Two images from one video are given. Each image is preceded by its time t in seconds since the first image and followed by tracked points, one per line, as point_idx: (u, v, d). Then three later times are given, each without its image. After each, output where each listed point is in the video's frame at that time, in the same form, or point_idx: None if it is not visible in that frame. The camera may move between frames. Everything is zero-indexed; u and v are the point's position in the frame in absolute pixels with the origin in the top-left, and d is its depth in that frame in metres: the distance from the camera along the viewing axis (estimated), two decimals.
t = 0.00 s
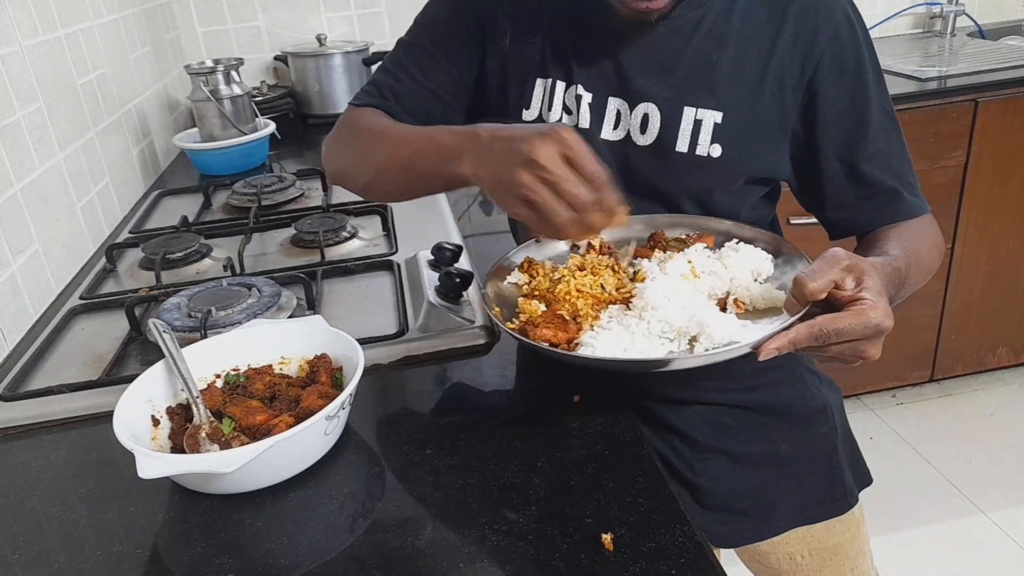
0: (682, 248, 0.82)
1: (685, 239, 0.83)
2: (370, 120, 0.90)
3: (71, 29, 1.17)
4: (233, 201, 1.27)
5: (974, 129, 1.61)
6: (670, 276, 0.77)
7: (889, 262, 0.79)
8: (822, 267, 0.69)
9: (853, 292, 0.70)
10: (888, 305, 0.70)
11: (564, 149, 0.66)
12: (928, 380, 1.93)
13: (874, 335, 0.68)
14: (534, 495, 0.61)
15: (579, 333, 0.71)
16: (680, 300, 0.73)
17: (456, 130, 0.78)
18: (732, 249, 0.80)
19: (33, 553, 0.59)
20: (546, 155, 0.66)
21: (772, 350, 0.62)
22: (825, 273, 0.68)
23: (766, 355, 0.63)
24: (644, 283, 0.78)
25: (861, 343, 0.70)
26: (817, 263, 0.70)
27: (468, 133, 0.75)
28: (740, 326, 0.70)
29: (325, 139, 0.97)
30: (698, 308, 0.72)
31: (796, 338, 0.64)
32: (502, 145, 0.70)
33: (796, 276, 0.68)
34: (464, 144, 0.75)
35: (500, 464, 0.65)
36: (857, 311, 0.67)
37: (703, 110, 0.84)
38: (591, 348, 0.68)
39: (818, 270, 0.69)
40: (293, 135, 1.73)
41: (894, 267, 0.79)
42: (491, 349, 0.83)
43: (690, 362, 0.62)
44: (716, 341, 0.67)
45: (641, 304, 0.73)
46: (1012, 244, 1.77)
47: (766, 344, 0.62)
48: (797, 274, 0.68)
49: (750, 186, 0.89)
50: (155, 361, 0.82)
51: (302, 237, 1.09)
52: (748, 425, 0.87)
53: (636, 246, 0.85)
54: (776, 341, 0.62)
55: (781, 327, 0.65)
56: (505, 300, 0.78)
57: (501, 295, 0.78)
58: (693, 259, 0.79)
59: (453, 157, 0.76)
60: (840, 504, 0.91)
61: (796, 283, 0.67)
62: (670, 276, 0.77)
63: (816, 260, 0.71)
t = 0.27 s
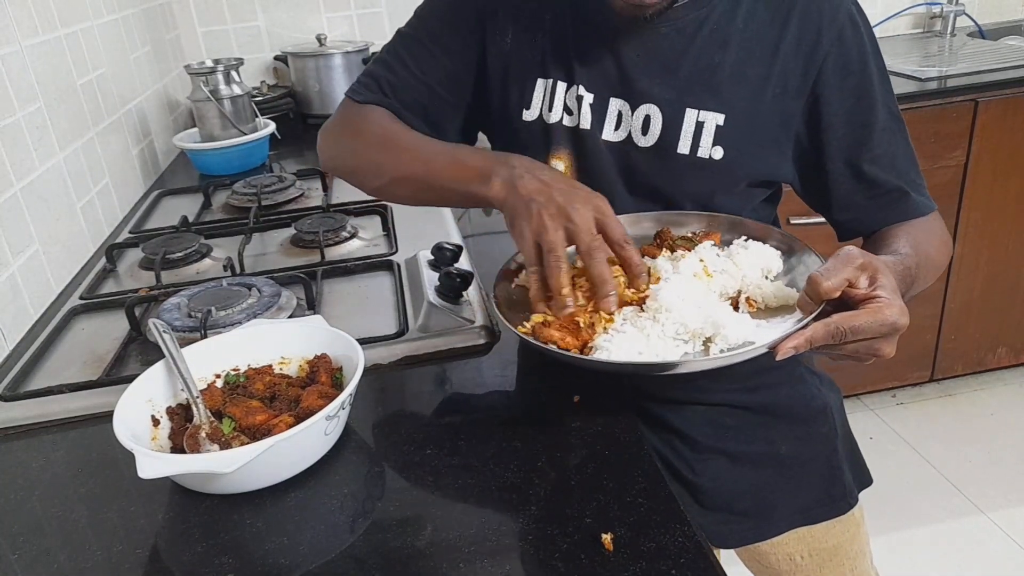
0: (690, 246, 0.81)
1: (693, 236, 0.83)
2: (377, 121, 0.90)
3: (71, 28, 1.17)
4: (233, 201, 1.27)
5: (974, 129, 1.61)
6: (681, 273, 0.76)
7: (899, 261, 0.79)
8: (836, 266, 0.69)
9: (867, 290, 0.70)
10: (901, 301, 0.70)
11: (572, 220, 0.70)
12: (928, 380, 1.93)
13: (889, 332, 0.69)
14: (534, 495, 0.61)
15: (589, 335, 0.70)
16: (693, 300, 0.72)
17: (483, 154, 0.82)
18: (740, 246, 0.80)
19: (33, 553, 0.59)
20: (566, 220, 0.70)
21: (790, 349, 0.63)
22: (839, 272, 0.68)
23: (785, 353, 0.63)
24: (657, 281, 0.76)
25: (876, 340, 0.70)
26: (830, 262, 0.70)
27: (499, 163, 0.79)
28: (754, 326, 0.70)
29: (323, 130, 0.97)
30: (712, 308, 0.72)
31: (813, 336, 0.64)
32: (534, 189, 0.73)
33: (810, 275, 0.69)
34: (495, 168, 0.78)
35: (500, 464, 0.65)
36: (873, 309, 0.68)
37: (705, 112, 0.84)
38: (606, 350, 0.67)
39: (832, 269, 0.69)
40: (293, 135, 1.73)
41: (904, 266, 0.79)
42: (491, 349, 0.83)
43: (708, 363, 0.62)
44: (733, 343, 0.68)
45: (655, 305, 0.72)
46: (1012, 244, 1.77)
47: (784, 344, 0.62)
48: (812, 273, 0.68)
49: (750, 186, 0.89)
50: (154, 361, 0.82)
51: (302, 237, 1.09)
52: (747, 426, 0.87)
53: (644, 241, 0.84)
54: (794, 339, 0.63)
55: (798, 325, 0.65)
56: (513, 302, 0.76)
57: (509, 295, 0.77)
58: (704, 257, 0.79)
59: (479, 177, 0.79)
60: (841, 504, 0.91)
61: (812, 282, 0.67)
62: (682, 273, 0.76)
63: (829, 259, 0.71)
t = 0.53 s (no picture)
0: (695, 247, 0.82)
1: (698, 239, 0.83)
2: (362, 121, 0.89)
3: (71, 29, 1.17)
4: (233, 201, 1.27)
5: (974, 129, 1.61)
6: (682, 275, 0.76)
7: (898, 271, 0.79)
8: (832, 278, 0.69)
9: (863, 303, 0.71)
10: (896, 316, 0.70)
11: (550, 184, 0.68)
12: (928, 380, 1.93)
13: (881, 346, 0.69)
14: (534, 495, 0.61)
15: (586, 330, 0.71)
16: (692, 303, 0.72)
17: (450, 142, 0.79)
18: (746, 252, 0.80)
19: (33, 553, 0.59)
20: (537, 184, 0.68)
21: (781, 358, 0.63)
22: (835, 284, 0.69)
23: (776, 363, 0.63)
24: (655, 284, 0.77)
25: (869, 353, 0.70)
26: (828, 275, 0.70)
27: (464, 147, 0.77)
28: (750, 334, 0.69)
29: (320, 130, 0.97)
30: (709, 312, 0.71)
31: (806, 347, 0.64)
32: (503, 165, 0.70)
33: (807, 287, 0.69)
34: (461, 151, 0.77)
35: (500, 464, 0.65)
36: (866, 322, 0.68)
37: (707, 114, 0.84)
38: (602, 348, 0.67)
39: (829, 281, 0.69)
40: (293, 135, 1.73)
41: (903, 276, 0.79)
42: (491, 349, 0.83)
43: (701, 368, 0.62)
44: (726, 347, 0.67)
45: (653, 306, 0.73)
46: (1012, 245, 1.77)
47: (774, 352, 0.62)
48: (809, 286, 0.68)
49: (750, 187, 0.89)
50: (154, 361, 0.82)
51: (302, 237, 1.09)
52: (748, 426, 0.87)
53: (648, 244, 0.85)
54: (786, 349, 0.63)
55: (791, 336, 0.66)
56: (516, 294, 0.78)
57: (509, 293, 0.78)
58: (707, 264, 0.79)
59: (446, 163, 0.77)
60: (841, 504, 0.91)
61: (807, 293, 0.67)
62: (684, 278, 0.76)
63: (827, 270, 0.71)
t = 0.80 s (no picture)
0: (692, 248, 0.82)
1: (696, 240, 0.83)
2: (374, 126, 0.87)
3: (71, 29, 1.17)
4: (233, 201, 1.27)
5: (973, 130, 1.61)
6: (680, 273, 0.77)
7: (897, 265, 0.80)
8: (830, 270, 0.70)
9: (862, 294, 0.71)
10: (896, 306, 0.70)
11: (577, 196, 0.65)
12: (928, 380, 1.93)
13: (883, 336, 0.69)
14: (535, 495, 0.61)
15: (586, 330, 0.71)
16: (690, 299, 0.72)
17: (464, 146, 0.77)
18: (742, 249, 0.80)
19: (33, 553, 0.59)
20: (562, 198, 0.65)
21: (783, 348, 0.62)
22: (834, 275, 0.69)
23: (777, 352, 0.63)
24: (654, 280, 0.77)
25: (870, 343, 0.70)
26: (826, 267, 0.71)
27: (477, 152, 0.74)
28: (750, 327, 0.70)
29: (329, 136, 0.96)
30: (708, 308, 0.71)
31: (807, 337, 0.64)
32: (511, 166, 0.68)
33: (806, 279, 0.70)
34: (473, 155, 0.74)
35: (500, 464, 0.65)
36: (867, 311, 0.68)
37: (711, 113, 0.84)
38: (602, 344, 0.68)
39: (827, 273, 0.70)
40: (293, 135, 1.73)
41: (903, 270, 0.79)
42: (491, 349, 0.83)
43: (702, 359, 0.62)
44: (727, 340, 0.67)
45: (652, 302, 0.73)
46: (1013, 245, 1.77)
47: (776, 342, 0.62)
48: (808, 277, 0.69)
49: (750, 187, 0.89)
50: (154, 361, 0.82)
51: (302, 236, 1.09)
52: (747, 426, 0.87)
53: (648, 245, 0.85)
54: (787, 338, 0.62)
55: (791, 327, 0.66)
56: (513, 298, 0.78)
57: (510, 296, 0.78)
58: (705, 261, 0.79)
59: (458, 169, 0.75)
60: (840, 504, 0.91)
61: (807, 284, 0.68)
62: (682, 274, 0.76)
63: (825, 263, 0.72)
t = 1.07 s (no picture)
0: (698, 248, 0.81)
1: (701, 239, 0.83)
2: (381, 123, 0.87)
3: (71, 29, 1.17)
4: (233, 201, 1.28)
5: (973, 130, 1.61)
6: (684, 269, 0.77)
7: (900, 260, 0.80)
8: (833, 265, 0.70)
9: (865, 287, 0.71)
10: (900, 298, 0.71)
11: (611, 210, 0.70)
12: (928, 380, 1.93)
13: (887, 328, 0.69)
14: (534, 495, 0.61)
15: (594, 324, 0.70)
16: (695, 293, 0.72)
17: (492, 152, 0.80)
18: (747, 248, 0.79)
19: (33, 553, 0.59)
20: (595, 207, 0.70)
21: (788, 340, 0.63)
22: (836, 270, 0.69)
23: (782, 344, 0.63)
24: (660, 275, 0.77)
25: (874, 335, 0.70)
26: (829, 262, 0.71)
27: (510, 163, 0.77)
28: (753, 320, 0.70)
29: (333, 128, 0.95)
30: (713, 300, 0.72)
31: (812, 329, 0.64)
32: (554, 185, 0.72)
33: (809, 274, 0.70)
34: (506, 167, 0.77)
35: (500, 465, 0.65)
36: (871, 303, 0.68)
37: (713, 113, 0.84)
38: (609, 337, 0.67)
39: (829, 267, 0.70)
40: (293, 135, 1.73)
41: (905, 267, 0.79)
42: (491, 349, 0.83)
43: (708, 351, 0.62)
44: (733, 331, 0.68)
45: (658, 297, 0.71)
46: (1013, 245, 1.77)
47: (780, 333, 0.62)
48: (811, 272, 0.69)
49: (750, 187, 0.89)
50: (154, 361, 0.82)
51: (302, 236, 1.09)
52: (747, 426, 0.87)
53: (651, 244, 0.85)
54: (791, 330, 0.63)
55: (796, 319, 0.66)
56: (519, 298, 0.77)
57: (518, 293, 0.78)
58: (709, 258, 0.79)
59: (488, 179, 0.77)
60: (840, 505, 0.91)
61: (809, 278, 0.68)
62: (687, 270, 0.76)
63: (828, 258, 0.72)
